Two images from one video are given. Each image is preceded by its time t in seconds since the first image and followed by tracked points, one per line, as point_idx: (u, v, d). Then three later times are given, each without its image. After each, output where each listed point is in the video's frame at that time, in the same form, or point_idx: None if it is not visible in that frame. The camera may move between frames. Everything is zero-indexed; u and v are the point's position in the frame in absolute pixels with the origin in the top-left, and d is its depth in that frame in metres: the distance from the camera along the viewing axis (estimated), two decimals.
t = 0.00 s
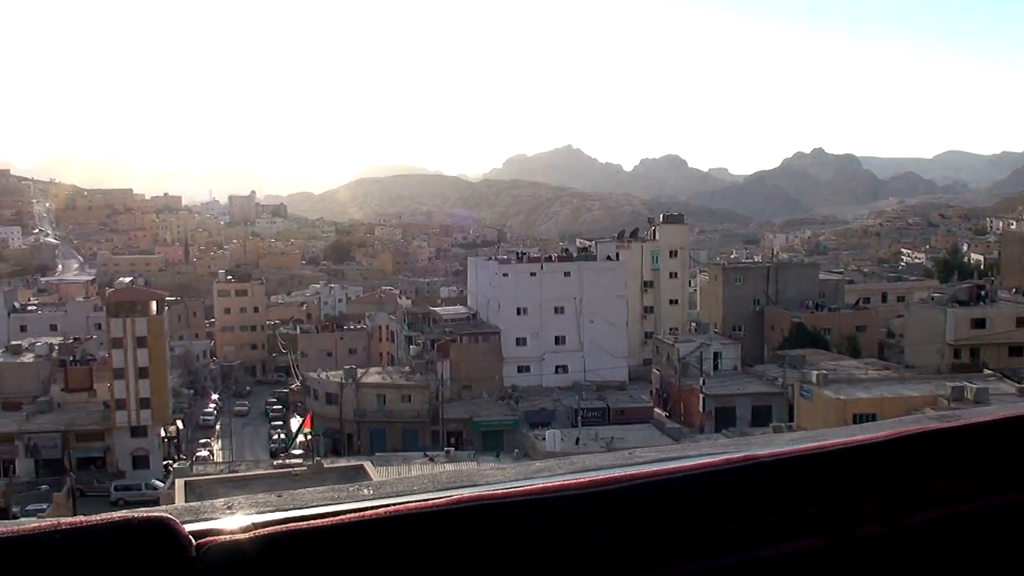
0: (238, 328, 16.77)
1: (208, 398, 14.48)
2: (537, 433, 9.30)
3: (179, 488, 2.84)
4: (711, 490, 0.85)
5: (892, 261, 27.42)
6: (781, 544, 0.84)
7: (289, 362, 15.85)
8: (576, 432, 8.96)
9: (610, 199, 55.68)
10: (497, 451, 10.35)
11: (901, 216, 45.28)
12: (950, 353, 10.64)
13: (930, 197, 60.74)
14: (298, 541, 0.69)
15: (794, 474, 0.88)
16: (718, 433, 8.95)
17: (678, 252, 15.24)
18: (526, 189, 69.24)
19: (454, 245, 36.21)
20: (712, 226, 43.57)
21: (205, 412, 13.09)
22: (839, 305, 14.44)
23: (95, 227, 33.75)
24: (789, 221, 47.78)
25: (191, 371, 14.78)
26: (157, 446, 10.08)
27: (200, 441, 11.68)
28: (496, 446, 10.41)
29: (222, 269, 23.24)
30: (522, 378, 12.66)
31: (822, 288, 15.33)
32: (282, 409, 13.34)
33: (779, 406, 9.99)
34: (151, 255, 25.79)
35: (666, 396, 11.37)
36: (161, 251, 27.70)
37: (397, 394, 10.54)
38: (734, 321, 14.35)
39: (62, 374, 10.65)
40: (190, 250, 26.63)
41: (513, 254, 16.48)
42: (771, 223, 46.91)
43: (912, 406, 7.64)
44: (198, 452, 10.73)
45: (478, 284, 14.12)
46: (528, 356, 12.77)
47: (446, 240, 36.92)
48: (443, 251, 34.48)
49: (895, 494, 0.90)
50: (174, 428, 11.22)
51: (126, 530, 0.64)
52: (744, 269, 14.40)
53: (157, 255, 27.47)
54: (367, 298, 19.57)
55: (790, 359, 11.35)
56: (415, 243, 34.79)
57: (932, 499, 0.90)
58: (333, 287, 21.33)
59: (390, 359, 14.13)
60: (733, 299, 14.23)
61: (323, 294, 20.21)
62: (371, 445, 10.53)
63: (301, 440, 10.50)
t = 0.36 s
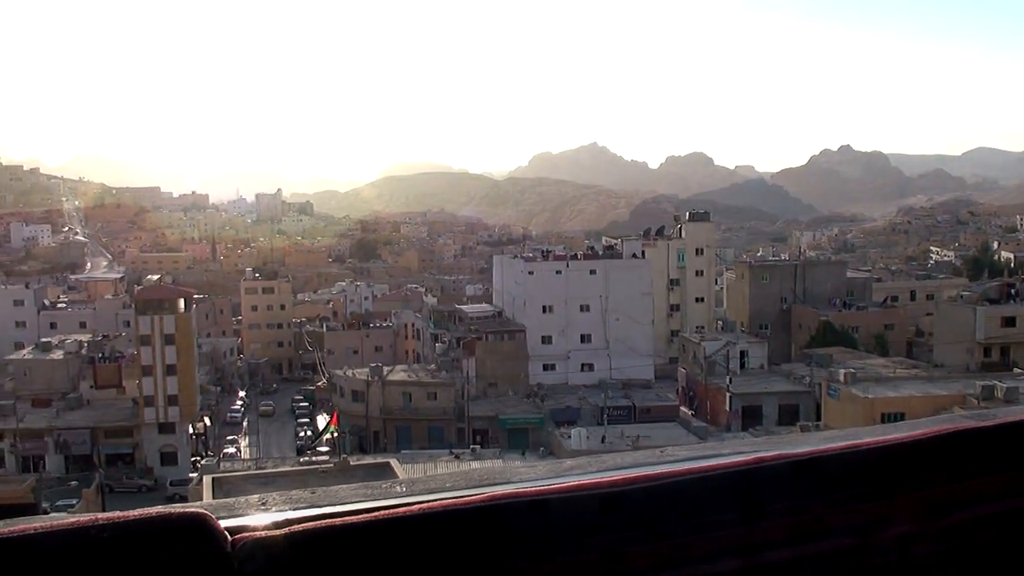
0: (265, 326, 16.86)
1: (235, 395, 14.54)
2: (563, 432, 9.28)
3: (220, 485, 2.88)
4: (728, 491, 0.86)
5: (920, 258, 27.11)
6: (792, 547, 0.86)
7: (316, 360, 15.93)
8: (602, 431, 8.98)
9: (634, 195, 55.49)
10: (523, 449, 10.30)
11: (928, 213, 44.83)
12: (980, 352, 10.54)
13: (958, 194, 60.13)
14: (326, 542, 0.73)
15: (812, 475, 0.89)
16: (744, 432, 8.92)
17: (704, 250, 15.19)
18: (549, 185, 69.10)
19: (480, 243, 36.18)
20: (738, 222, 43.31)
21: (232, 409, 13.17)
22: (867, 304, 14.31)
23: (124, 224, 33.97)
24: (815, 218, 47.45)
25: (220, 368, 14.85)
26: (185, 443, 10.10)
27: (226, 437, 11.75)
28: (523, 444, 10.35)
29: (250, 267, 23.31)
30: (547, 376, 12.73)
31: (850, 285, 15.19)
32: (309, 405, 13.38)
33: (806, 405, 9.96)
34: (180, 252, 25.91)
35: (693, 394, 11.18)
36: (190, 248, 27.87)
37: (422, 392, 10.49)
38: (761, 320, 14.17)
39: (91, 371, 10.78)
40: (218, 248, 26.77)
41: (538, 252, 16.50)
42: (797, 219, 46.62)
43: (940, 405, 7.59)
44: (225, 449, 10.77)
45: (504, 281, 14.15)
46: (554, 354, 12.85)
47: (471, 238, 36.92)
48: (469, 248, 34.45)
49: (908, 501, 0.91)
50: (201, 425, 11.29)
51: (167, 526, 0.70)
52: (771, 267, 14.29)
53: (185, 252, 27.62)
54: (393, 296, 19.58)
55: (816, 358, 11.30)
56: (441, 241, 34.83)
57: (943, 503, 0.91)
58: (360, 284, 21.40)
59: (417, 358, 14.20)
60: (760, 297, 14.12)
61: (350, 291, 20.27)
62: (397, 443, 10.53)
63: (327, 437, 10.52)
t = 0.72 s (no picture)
0: (289, 319, 16.97)
1: (261, 387, 14.59)
2: (588, 426, 9.26)
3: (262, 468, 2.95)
4: (723, 489, 1.00)
5: (949, 252, 26.56)
6: (786, 545, 1.00)
7: (341, 353, 15.94)
8: (627, 424, 8.96)
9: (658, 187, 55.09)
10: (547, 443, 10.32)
11: (957, 202, 44.13)
12: (1009, 346, 10.41)
13: (989, 185, 59.21)
14: (358, 534, 0.86)
15: (806, 476, 1.02)
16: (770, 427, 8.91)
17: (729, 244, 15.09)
18: (570, 179, 68.58)
19: (503, 236, 36.06)
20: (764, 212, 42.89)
21: (258, 403, 13.20)
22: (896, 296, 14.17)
23: (151, 218, 34.13)
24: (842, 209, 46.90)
25: (245, 361, 14.89)
26: (212, 436, 10.21)
27: (252, 430, 11.76)
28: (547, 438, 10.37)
29: (275, 261, 23.33)
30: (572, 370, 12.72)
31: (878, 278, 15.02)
32: (334, 398, 13.39)
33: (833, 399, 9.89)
34: (206, 247, 25.99)
35: (718, 387, 11.33)
36: (215, 242, 27.95)
37: (447, 385, 10.54)
38: (788, 314, 14.07)
39: (119, 364, 10.84)
40: (241, 240, 26.69)
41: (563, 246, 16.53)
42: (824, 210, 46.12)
43: (969, 400, 7.52)
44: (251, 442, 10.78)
45: (528, 275, 14.14)
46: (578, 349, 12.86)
47: (495, 232, 36.82)
48: (492, 241, 34.34)
49: (889, 501, 1.05)
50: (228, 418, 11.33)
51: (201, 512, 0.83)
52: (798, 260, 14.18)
53: (210, 246, 27.69)
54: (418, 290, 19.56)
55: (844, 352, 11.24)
56: (465, 235, 34.76)
57: (920, 506, 1.06)
58: (384, 278, 21.39)
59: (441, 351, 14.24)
60: (786, 290, 14.00)
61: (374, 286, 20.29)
62: (422, 435, 10.58)
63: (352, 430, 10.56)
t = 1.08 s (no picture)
0: (313, 317, 17.12)
1: (284, 385, 14.59)
2: (609, 424, 9.25)
3: (281, 463, 3.32)
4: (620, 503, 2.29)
5: (978, 250, 26.07)
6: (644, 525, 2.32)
7: (363, 351, 15.91)
8: (648, 423, 8.95)
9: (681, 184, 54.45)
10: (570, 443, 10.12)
11: (987, 198, 43.26)
12: None
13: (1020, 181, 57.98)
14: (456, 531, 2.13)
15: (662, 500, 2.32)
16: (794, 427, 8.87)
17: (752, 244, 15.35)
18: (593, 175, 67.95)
19: (525, 234, 35.83)
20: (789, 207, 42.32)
21: (281, 400, 13.20)
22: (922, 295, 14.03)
23: (173, 214, 34.11)
24: (868, 207, 46.16)
25: (268, 358, 14.90)
26: (235, 432, 10.10)
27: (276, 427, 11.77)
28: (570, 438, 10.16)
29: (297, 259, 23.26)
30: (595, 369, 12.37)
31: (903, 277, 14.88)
32: (356, 395, 13.39)
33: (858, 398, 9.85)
34: (228, 243, 25.94)
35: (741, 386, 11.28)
36: (237, 238, 27.91)
37: (469, 383, 10.62)
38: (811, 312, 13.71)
39: (144, 361, 10.93)
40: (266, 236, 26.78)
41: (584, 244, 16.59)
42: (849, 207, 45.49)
43: (994, 400, 7.46)
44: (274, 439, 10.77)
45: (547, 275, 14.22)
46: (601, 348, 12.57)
47: (517, 230, 36.59)
48: (514, 239, 34.11)
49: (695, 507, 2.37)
50: (252, 414, 11.34)
51: (201, 518, 1.96)
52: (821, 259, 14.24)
53: (232, 243, 27.64)
54: (440, 289, 19.50)
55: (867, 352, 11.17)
56: (486, 233, 34.58)
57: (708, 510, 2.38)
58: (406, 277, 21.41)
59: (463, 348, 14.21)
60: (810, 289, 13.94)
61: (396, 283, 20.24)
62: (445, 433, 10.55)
63: (375, 427, 10.56)
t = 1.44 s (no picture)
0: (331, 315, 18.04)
1: (302, 381, 14.51)
2: (626, 423, 9.24)
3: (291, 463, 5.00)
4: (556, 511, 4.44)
5: (997, 246, 25.77)
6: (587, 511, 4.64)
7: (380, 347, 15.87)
8: (665, 421, 8.94)
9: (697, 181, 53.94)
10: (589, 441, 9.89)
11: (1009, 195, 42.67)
12: None
13: None
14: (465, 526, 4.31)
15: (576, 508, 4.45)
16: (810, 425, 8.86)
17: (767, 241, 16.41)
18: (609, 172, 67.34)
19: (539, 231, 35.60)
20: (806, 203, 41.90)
21: (298, 395, 13.12)
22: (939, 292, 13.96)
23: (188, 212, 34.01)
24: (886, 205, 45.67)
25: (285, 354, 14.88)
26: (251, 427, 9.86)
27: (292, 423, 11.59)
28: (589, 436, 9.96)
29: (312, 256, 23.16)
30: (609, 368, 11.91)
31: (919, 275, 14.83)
32: (373, 392, 13.36)
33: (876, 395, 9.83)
34: (244, 239, 25.82)
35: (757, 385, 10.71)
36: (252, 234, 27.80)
37: (486, 380, 10.85)
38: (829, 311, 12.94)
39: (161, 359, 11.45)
40: (280, 232, 26.82)
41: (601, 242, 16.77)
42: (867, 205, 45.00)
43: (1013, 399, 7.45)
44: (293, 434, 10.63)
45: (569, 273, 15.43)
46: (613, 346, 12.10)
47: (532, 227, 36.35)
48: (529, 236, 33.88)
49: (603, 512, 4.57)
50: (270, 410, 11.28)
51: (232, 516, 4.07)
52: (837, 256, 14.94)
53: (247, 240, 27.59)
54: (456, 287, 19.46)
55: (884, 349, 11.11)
56: (501, 230, 34.39)
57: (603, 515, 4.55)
58: (421, 276, 21.50)
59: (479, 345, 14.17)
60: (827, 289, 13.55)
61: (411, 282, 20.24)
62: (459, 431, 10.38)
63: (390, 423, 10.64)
